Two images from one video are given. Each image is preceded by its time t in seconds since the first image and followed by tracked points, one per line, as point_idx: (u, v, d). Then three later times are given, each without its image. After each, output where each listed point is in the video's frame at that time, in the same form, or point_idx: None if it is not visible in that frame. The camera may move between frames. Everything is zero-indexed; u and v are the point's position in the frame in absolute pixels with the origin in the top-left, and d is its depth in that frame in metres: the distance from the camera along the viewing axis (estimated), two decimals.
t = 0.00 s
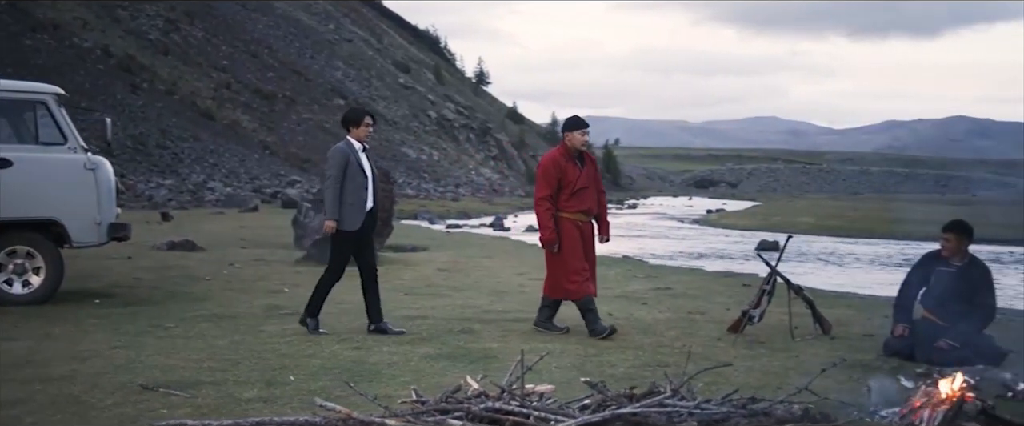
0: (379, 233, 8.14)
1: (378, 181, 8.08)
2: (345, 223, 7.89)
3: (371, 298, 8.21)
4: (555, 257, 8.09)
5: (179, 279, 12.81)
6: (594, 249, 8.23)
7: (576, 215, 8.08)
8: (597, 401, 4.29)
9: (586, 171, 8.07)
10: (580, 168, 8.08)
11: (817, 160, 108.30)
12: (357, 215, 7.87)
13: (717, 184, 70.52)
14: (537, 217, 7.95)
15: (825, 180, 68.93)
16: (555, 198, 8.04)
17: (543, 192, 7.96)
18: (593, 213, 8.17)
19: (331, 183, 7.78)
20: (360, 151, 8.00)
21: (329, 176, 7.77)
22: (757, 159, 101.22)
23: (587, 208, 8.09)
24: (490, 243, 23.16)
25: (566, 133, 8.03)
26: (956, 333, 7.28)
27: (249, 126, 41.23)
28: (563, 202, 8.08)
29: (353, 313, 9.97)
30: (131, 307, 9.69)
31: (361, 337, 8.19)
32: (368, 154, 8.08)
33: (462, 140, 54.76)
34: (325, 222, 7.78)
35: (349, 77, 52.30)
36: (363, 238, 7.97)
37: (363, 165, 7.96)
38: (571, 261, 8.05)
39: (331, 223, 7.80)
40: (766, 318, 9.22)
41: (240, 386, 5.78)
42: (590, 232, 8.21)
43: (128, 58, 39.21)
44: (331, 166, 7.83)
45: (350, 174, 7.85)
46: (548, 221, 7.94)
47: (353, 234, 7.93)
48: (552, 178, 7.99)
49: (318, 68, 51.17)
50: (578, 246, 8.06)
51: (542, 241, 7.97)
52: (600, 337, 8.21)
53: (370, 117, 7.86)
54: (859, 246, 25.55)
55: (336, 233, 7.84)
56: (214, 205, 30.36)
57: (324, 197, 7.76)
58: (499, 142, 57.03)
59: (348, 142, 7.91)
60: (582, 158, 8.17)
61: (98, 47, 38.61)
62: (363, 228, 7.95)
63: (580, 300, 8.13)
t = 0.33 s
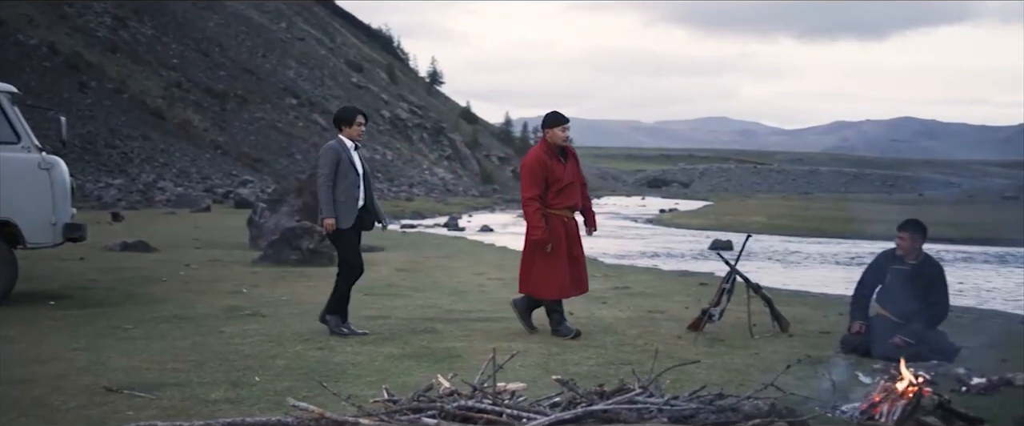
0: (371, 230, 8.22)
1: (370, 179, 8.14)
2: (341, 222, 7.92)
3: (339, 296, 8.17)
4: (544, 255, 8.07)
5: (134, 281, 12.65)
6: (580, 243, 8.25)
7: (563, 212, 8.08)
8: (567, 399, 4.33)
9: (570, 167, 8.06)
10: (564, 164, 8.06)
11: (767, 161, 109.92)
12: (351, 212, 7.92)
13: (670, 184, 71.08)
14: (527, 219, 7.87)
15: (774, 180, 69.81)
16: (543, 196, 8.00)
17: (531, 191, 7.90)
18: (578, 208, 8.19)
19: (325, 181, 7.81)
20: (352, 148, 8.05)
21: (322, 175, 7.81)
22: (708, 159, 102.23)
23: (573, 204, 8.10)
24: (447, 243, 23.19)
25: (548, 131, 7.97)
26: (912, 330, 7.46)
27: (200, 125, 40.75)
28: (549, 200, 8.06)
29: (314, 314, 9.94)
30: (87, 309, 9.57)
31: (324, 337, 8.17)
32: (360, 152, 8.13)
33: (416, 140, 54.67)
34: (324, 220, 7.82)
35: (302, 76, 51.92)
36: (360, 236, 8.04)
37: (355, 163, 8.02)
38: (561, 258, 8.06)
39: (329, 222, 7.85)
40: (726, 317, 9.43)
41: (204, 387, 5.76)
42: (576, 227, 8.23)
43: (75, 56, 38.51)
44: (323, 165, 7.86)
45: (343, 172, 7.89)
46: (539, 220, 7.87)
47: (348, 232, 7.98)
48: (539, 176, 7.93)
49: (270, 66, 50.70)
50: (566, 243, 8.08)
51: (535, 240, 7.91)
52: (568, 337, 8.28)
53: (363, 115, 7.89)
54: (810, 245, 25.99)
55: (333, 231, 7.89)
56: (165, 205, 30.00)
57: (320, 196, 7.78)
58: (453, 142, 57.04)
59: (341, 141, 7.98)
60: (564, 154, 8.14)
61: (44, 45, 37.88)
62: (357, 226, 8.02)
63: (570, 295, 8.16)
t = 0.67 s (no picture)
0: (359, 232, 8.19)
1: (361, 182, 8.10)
2: (328, 226, 7.90)
3: (353, 301, 8.10)
4: (524, 254, 8.08)
5: (90, 283, 12.48)
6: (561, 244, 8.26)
7: (544, 212, 8.10)
8: (541, 397, 4.37)
9: (551, 167, 8.09)
10: (545, 164, 8.09)
11: (719, 161, 111.19)
12: (339, 217, 7.89)
13: (626, 184, 71.58)
14: (512, 217, 7.86)
15: (726, 180, 70.51)
16: (525, 196, 8.00)
17: (515, 189, 7.89)
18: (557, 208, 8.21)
19: (314, 186, 7.76)
20: (343, 151, 7.97)
21: (311, 180, 7.75)
22: (661, 160, 103.20)
23: (553, 204, 8.13)
24: (405, 244, 23.20)
25: (531, 130, 7.97)
26: (868, 327, 7.64)
27: (153, 125, 40.17)
28: (530, 200, 8.07)
29: (278, 315, 9.89)
30: (43, 311, 9.41)
31: (289, 339, 8.15)
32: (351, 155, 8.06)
33: (372, 140, 54.60)
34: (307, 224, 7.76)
35: (256, 76, 51.47)
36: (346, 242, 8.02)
37: (347, 167, 7.95)
38: (541, 258, 8.10)
39: (313, 226, 7.78)
40: (688, 315, 9.57)
41: (172, 389, 5.74)
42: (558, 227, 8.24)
43: (24, 54, 37.66)
44: (315, 169, 7.80)
45: (334, 177, 7.84)
46: (524, 219, 7.86)
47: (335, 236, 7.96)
48: (523, 175, 7.93)
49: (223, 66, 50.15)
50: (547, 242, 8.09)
51: (519, 238, 7.90)
52: (529, 337, 8.34)
53: (355, 120, 7.75)
54: (764, 244, 26.43)
55: (319, 235, 7.87)
56: (118, 206, 29.59)
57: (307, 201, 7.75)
58: (409, 143, 56.99)
59: (333, 144, 7.87)
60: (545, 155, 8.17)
61: None
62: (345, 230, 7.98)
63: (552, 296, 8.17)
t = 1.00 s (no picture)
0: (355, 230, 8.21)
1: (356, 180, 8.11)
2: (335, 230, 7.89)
3: (335, 305, 8.01)
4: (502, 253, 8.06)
5: (47, 286, 12.28)
6: (551, 244, 8.21)
7: (526, 213, 8.05)
8: (513, 396, 4.42)
9: (536, 170, 8.04)
10: (531, 166, 8.04)
11: (673, 161, 112.25)
12: (344, 219, 7.91)
13: (582, 184, 71.90)
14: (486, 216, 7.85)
15: (681, 181, 71.14)
16: (505, 196, 7.98)
17: (493, 188, 7.88)
18: (544, 211, 8.15)
19: (321, 190, 7.72)
20: (334, 152, 7.96)
21: (318, 186, 7.70)
22: (614, 160, 104.07)
23: (537, 206, 8.07)
24: (363, 244, 23.16)
25: (520, 131, 7.94)
26: (833, 326, 7.75)
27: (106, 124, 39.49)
28: (511, 201, 8.04)
29: (241, 316, 9.84)
30: None
31: (253, 341, 8.11)
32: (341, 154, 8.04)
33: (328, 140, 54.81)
34: (321, 233, 7.70)
35: (211, 76, 50.88)
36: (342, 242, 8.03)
37: (340, 167, 7.98)
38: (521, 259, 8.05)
39: (327, 234, 7.72)
40: (652, 316, 9.68)
41: (139, 392, 5.71)
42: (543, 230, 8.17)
43: None
44: (316, 176, 7.73)
45: (335, 179, 7.85)
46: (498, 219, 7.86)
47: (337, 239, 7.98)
48: (504, 175, 7.92)
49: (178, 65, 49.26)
50: (527, 244, 8.03)
51: (492, 238, 7.90)
52: (496, 337, 8.37)
53: (348, 118, 7.79)
54: (720, 243, 26.78)
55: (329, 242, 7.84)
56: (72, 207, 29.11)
57: (320, 208, 7.69)
58: (367, 144, 56.86)
59: (327, 144, 7.83)
60: (533, 157, 8.12)
61: None
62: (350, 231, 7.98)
63: (537, 298, 8.13)
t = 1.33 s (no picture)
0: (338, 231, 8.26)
1: (342, 180, 8.12)
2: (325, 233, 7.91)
3: (308, 305, 7.98)
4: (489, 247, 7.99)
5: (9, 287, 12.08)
6: (542, 243, 8.10)
7: (515, 210, 7.97)
8: (491, 395, 4.46)
9: (530, 169, 7.93)
10: (526, 164, 7.95)
11: (635, 162, 113.09)
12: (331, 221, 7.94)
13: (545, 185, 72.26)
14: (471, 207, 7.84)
15: (644, 182, 71.80)
16: (495, 191, 7.93)
17: (481, 182, 7.85)
18: (538, 209, 8.04)
19: (311, 192, 7.71)
20: (321, 152, 7.97)
21: (307, 189, 7.70)
22: (575, 161, 104.81)
23: (527, 203, 7.95)
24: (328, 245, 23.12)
25: (516, 128, 7.87)
26: (799, 323, 7.87)
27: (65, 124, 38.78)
28: (502, 196, 7.97)
29: (209, 317, 9.79)
30: None
31: (223, 342, 8.08)
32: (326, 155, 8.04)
33: (290, 140, 54.95)
34: (320, 234, 7.68)
35: (172, 75, 50.24)
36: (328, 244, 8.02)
37: (327, 167, 7.99)
38: (506, 255, 7.94)
39: (325, 235, 7.73)
40: (622, 314, 9.77)
41: (112, 393, 5.68)
42: (533, 228, 8.06)
43: None
44: (306, 179, 7.71)
45: (322, 180, 7.85)
46: (483, 211, 7.83)
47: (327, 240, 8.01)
48: (495, 170, 7.88)
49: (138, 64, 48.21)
50: (513, 240, 7.94)
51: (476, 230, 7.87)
52: (474, 337, 8.35)
53: (336, 118, 7.77)
54: (684, 243, 27.07)
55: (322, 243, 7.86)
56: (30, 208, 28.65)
57: (312, 210, 7.69)
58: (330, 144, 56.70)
59: (313, 146, 7.81)
60: (531, 156, 8.03)
61: None
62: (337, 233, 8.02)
63: (520, 296, 8.04)
